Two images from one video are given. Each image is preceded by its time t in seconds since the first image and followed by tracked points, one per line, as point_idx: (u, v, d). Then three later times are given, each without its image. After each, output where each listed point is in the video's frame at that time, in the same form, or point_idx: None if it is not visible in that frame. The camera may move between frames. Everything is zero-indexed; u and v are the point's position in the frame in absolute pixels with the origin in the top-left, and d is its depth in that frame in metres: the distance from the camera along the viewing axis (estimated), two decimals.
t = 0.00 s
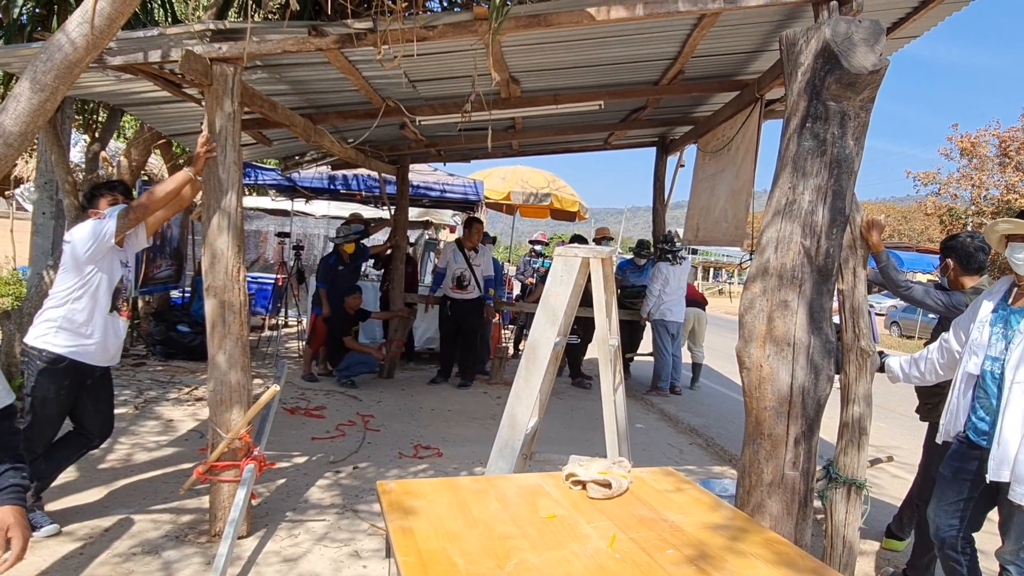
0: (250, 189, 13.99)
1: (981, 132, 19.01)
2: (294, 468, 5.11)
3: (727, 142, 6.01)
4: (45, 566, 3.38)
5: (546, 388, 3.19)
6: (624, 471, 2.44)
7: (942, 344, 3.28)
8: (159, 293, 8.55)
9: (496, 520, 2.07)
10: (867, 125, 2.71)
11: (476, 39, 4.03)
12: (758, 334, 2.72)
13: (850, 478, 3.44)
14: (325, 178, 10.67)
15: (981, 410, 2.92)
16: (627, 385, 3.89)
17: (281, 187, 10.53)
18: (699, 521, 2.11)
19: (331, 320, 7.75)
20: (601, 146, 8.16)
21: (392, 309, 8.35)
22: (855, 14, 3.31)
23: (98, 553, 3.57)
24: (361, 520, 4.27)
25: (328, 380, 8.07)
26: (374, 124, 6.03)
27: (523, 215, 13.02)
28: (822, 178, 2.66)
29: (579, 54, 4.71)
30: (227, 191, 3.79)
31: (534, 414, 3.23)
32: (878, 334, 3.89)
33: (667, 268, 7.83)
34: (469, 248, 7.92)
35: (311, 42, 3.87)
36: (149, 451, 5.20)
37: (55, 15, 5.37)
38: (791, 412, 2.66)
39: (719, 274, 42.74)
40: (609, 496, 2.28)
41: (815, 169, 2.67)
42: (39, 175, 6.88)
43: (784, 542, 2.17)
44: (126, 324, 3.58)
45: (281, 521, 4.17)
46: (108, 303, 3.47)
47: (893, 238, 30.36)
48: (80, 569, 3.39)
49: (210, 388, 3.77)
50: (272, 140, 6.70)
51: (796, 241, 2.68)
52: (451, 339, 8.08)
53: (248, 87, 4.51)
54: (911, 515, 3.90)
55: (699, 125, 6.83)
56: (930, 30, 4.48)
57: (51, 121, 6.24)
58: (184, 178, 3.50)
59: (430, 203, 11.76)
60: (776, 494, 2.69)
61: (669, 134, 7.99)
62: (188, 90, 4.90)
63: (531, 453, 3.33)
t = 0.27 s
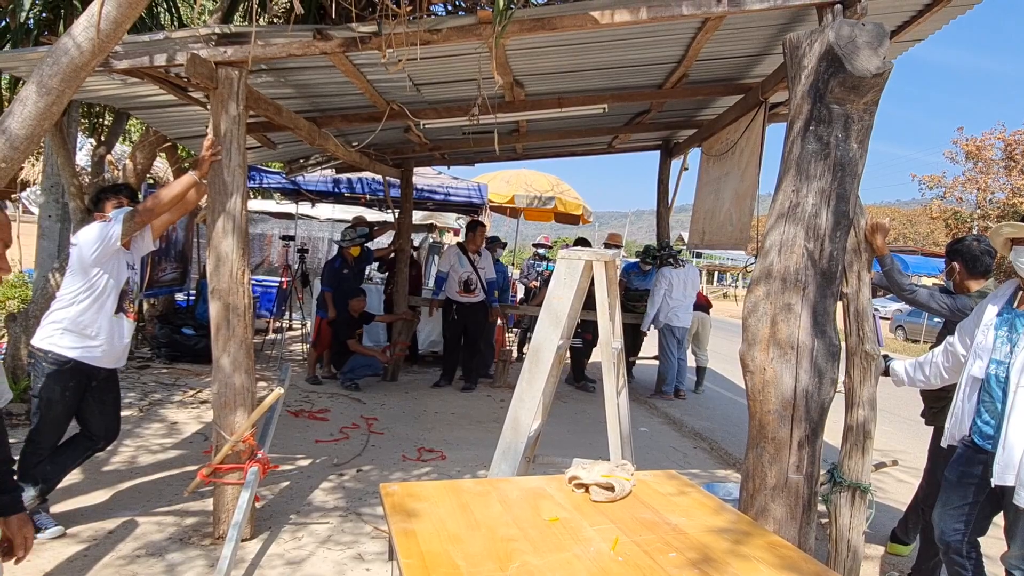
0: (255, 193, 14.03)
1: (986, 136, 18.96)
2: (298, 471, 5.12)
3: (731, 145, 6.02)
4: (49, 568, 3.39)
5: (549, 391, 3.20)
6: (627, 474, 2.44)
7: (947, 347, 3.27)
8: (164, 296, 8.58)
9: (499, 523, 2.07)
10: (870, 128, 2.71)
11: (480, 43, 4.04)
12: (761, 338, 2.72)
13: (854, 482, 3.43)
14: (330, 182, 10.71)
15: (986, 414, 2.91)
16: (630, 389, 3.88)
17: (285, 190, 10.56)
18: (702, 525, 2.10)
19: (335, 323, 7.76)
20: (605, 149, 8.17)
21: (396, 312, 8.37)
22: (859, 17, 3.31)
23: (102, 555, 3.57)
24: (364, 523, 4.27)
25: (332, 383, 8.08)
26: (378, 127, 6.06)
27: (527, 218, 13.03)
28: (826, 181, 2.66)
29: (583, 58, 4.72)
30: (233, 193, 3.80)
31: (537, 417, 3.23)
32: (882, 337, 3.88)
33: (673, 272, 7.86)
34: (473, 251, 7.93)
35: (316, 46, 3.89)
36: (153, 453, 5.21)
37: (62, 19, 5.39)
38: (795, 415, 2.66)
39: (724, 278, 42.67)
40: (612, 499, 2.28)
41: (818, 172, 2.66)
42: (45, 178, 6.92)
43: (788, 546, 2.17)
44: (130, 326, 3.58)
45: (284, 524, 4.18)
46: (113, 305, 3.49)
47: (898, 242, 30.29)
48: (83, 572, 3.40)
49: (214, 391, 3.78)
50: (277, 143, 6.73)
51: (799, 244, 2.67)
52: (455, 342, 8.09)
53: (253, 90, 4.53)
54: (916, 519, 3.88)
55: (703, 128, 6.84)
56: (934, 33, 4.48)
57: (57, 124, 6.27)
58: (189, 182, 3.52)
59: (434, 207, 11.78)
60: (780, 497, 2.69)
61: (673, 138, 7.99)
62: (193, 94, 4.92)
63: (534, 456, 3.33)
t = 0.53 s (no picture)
0: (257, 194, 14.06)
1: (989, 139, 18.95)
2: (298, 471, 5.12)
3: (733, 146, 6.02)
4: (50, 566, 3.40)
5: (549, 390, 3.20)
6: (626, 472, 2.44)
7: (948, 347, 3.28)
8: (166, 296, 8.59)
9: (498, 520, 2.07)
10: (870, 127, 2.71)
11: (481, 43, 4.05)
12: (761, 336, 2.72)
13: (854, 482, 3.43)
14: (331, 183, 10.72)
15: (986, 414, 2.90)
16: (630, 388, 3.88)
17: (286, 191, 10.57)
18: (700, 522, 2.10)
19: (336, 324, 7.77)
20: (606, 150, 8.17)
21: (397, 313, 8.37)
22: (860, 17, 3.31)
23: (102, 553, 3.58)
24: (365, 523, 4.27)
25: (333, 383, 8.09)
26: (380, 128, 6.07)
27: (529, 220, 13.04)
28: (825, 180, 2.66)
29: (585, 58, 4.72)
30: (234, 193, 3.81)
31: (536, 416, 3.24)
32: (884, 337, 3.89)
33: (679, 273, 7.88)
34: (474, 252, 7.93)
35: (317, 46, 3.90)
36: (154, 453, 5.22)
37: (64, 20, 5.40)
38: (795, 414, 2.66)
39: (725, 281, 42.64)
40: (611, 497, 2.28)
41: (818, 171, 2.67)
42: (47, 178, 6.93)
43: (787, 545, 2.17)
44: (131, 323, 3.63)
45: (285, 523, 4.18)
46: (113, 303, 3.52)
47: (901, 244, 30.25)
48: (83, 570, 3.40)
49: (214, 390, 3.79)
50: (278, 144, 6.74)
51: (799, 243, 2.68)
52: (456, 343, 8.09)
53: (255, 90, 4.54)
54: (917, 520, 3.87)
55: (705, 129, 6.85)
56: (936, 34, 4.49)
57: (59, 124, 6.28)
58: (191, 182, 3.53)
59: (436, 208, 11.79)
60: (779, 496, 2.69)
61: (675, 139, 8.00)
62: (195, 94, 4.93)
63: (533, 455, 3.33)
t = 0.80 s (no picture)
0: (256, 195, 14.06)
1: (988, 140, 18.97)
2: (297, 470, 5.12)
3: (731, 146, 6.02)
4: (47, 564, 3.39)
5: (546, 387, 3.20)
6: (623, 468, 2.44)
7: (947, 346, 3.26)
8: (165, 297, 8.59)
9: (494, 514, 2.07)
10: (866, 125, 2.72)
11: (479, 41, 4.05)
12: (757, 333, 2.72)
13: (852, 481, 3.43)
14: (330, 183, 10.73)
15: (984, 411, 2.91)
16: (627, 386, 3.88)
17: (285, 192, 10.58)
18: (696, 517, 2.10)
19: (336, 324, 7.76)
20: (605, 151, 8.18)
21: (395, 313, 8.37)
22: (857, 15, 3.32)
23: (99, 552, 3.57)
24: (363, 522, 4.27)
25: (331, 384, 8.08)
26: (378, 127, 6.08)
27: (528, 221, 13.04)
28: (821, 177, 2.67)
29: (585, 57, 4.73)
30: (232, 190, 3.81)
31: (533, 414, 3.24)
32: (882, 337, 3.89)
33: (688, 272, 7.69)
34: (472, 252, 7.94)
35: (315, 44, 3.90)
36: (152, 452, 5.22)
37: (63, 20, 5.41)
38: (792, 411, 2.66)
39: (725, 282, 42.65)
40: (607, 492, 2.28)
41: (814, 168, 2.68)
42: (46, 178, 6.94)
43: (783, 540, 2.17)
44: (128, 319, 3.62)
45: (283, 522, 4.18)
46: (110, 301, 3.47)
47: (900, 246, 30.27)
48: (81, 568, 3.40)
49: (212, 388, 3.79)
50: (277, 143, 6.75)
51: (795, 239, 2.68)
52: (455, 344, 8.09)
53: (253, 89, 4.55)
54: (915, 519, 3.87)
55: (704, 130, 6.86)
56: (933, 34, 4.50)
57: (58, 124, 6.28)
58: (189, 179, 3.58)
59: (435, 209, 11.79)
60: (776, 493, 2.69)
61: (674, 139, 8.01)
62: (193, 93, 4.94)
63: (530, 453, 3.33)
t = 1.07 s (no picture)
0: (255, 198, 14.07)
1: (986, 144, 19.02)
2: (295, 473, 5.11)
3: (730, 149, 6.04)
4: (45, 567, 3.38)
5: (544, 389, 3.20)
6: (621, 469, 2.44)
7: (946, 349, 3.26)
8: (163, 299, 8.58)
9: (492, 515, 2.07)
10: (864, 127, 2.72)
11: (477, 44, 4.06)
12: (756, 335, 2.73)
13: (851, 483, 3.43)
14: (329, 187, 10.74)
15: (982, 414, 2.91)
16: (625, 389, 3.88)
17: (284, 195, 10.59)
18: (695, 518, 2.10)
19: (335, 328, 7.75)
20: (604, 154, 8.19)
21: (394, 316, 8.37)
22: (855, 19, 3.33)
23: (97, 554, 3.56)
24: (361, 524, 4.26)
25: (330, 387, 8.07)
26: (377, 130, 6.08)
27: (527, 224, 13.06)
28: (819, 179, 2.68)
29: (584, 60, 4.73)
30: (230, 192, 3.81)
31: (531, 416, 3.24)
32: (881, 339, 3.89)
33: (691, 274, 7.71)
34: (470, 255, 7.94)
35: (314, 47, 3.90)
36: (150, 455, 5.20)
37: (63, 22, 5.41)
38: (790, 412, 2.66)
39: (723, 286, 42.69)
40: (606, 494, 2.28)
41: (812, 171, 2.68)
42: (43, 181, 6.92)
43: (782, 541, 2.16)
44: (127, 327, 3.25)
45: (281, 524, 4.17)
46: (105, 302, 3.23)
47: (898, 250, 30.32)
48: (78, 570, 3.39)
49: (211, 391, 3.78)
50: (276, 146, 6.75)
51: (793, 241, 2.69)
52: (454, 347, 8.09)
53: (252, 92, 4.56)
54: (914, 522, 3.85)
55: (702, 133, 6.87)
56: (931, 37, 4.51)
57: (56, 126, 6.27)
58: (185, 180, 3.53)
59: (434, 212, 11.80)
60: (775, 494, 2.69)
61: (672, 143, 8.03)
62: (192, 95, 4.94)
63: (529, 456, 3.33)
